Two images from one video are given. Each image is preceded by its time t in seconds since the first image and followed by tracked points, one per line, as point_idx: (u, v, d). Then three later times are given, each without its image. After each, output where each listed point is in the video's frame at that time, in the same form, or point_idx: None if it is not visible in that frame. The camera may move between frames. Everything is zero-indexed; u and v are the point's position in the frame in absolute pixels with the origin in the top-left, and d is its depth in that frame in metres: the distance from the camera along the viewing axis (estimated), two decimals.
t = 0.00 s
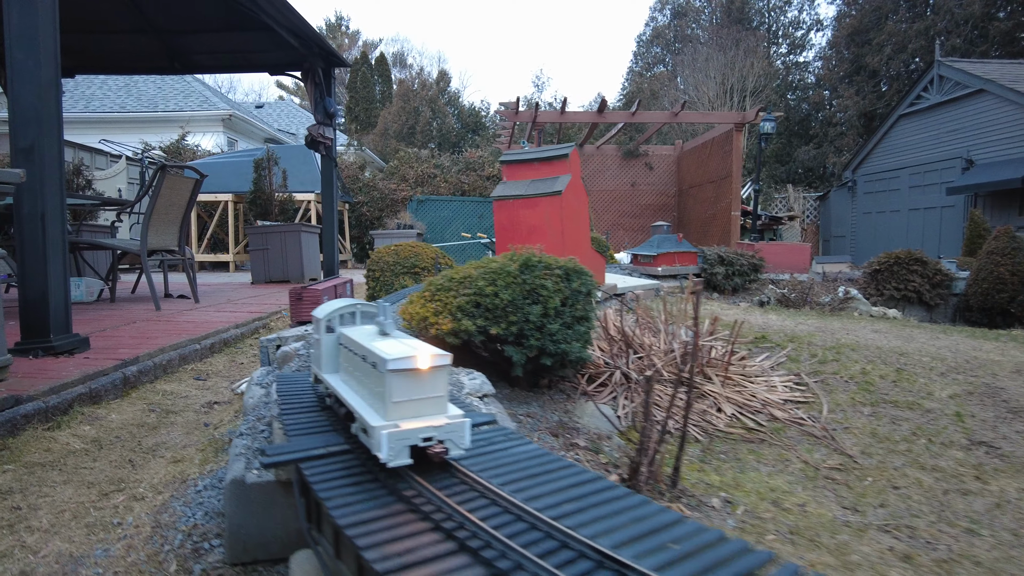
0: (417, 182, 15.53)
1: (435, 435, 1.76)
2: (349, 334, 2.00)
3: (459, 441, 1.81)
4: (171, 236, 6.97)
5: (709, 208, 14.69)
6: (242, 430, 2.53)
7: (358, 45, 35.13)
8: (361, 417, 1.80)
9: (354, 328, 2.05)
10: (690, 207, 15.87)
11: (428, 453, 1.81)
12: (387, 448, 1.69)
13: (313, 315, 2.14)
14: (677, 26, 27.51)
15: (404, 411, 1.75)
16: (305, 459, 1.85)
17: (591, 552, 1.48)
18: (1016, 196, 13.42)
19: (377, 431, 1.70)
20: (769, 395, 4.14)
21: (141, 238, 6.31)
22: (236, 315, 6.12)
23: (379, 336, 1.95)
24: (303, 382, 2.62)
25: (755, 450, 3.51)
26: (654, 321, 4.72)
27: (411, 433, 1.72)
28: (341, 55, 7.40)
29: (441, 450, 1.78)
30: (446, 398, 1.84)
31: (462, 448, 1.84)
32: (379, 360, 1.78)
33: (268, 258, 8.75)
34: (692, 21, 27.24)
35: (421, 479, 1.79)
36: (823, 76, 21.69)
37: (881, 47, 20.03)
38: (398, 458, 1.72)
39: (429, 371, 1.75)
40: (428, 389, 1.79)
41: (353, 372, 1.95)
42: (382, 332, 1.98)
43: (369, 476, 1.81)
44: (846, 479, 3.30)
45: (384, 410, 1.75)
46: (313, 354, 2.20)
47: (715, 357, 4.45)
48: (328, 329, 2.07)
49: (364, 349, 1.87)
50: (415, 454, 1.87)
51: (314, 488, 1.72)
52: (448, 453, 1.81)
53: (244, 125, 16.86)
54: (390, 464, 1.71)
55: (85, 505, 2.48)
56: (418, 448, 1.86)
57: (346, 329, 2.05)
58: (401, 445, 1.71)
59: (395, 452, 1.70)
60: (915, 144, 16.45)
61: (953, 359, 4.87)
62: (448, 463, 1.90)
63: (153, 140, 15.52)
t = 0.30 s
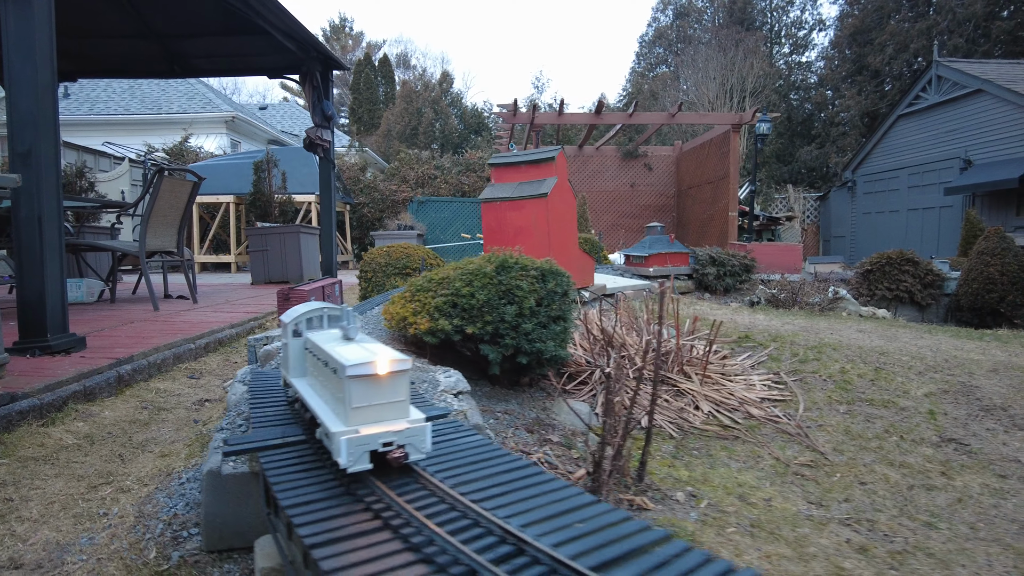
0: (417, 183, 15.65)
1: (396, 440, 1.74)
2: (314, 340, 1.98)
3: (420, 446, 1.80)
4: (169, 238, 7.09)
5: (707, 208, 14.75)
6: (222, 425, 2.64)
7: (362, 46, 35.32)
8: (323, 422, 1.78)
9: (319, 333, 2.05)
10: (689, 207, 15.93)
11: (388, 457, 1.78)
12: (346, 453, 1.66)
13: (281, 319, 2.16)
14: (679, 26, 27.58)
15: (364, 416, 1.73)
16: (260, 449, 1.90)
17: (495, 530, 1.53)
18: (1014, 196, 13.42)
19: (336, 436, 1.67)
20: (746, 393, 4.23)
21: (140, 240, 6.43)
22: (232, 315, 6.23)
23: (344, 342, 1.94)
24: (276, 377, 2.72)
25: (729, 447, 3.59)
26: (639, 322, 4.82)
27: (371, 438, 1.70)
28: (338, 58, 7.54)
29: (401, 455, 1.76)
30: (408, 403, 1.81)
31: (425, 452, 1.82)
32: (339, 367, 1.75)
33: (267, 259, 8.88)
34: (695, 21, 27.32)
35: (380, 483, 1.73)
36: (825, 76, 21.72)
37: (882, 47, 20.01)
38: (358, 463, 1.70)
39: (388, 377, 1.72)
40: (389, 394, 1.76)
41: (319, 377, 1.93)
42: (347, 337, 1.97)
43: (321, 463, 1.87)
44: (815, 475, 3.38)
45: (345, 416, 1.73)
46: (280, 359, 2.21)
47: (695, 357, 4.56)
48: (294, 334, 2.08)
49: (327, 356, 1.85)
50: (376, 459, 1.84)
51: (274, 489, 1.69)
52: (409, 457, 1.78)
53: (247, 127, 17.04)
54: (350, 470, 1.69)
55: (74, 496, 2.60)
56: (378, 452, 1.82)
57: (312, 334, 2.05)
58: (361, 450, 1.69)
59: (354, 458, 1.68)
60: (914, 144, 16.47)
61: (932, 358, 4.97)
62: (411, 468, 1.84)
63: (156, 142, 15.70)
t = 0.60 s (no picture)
0: (425, 183, 15.75)
1: (377, 445, 1.71)
2: (296, 344, 1.99)
3: (402, 451, 1.76)
4: (176, 238, 7.22)
5: (714, 208, 14.75)
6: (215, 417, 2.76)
7: (373, 46, 35.51)
8: (303, 429, 1.76)
9: (301, 337, 2.08)
10: (696, 207, 15.92)
11: (369, 463, 1.74)
12: (326, 460, 1.63)
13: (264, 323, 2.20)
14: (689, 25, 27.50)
15: (345, 421, 1.71)
16: (238, 439, 2.00)
17: (439, 511, 1.59)
18: None
19: (316, 442, 1.64)
20: (736, 392, 4.29)
21: (147, 240, 6.55)
22: (236, 314, 6.34)
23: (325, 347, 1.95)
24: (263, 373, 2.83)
25: (716, 445, 3.64)
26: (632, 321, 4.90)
27: (352, 444, 1.66)
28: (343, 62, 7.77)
29: (383, 461, 1.72)
30: (389, 408, 1.80)
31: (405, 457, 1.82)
32: (319, 372, 1.74)
33: (275, 258, 8.99)
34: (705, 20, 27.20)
35: (360, 489, 1.70)
36: (836, 75, 21.59)
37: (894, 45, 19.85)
38: (339, 469, 1.66)
39: (368, 380, 1.72)
40: (368, 399, 1.75)
41: (302, 382, 1.94)
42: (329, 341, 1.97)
43: (294, 453, 1.94)
44: (800, 472, 3.42)
45: (325, 421, 1.70)
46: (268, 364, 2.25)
47: (686, 356, 4.63)
48: (277, 336, 2.12)
49: (308, 361, 1.85)
50: (358, 467, 1.81)
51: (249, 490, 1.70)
52: (391, 463, 1.75)
53: (257, 128, 17.21)
54: (330, 476, 1.65)
55: (75, 487, 2.71)
56: (359, 460, 1.78)
57: (297, 338, 2.09)
58: (341, 457, 1.65)
59: (335, 464, 1.64)
60: (923, 144, 16.37)
61: (926, 358, 4.99)
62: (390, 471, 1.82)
63: (167, 143, 15.91)
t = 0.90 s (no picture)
0: (433, 183, 15.86)
1: (377, 438, 1.73)
2: (294, 339, 1.99)
3: (401, 444, 1.78)
4: (185, 236, 7.36)
5: (721, 208, 14.77)
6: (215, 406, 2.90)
7: (382, 47, 35.68)
8: (303, 423, 1.76)
9: (298, 332, 2.08)
10: (703, 206, 15.94)
11: (369, 456, 1.76)
12: (327, 453, 1.63)
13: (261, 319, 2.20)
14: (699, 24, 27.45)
15: (344, 415, 1.72)
16: (235, 421, 2.12)
17: (422, 491, 1.66)
18: None
19: (316, 436, 1.65)
20: (730, 387, 4.37)
21: (157, 239, 6.70)
22: (243, 310, 6.47)
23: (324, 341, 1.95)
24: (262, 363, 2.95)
25: (707, 439, 3.72)
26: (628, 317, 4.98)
27: (352, 437, 1.67)
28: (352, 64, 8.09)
29: (383, 453, 1.74)
30: (389, 401, 1.81)
31: (408, 450, 1.83)
32: (318, 365, 1.75)
33: (283, 257, 9.10)
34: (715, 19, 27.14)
35: (360, 480, 1.71)
36: (846, 74, 21.50)
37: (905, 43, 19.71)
38: (339, 462, 1.66)
39: (368, 374, 1.73)
40: (367, 393, 1.76)
41: (300, 376, 1.94)
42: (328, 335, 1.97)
43: (286, 434, 2.04)
44: (789, 465, 3.49)
45: (325, 416, 1.71)
46: (263, 358, 2.24)
47: (681, 352, 4.71)
48: (274, 332, 2.12)
49: (307, 355, 1.85)
50: (358, 459, 1.82)
51: (242, 472, 1.76)
52: (391, 456, 1.77)
53: (267, 128, 17.40)
54: (331, 469, 1.65)
55: (85, 473, 2.83)
56: (358, 453, 1.80)
57: (294, 332, 2.09)
58: (342, 450, 1.66)
59: (335, 457, 1.65)
60: (932, 143, 16.31)
61: (921, 356, 5.04)
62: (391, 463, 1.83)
63: (179, 143, 16.12)
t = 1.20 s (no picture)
0: (442, 184, 16.02)
1: (376, 441, 1.80)
2: (292, 344, 2.02)
3: (398, 446, 1.85)
4: (196, 238, 7.55)
5: (728, 209, 14.82)
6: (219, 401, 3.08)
7: (394, 48, 35.97)
8: (302, 427, 1.80)
9: (297, 337, 2.09)
10: (710, 207, 15.98)
11: (368, 458, 1.83)
12: (327, 456, 1.69)
13: (259, 324, 2.21)
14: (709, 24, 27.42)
15: (343, 419, 1.77)
16: (234, 414, 2.28)
17: (423, 496, 1.73)
18: None
19: (317, 440, 1.71)
20: (721, 386, 4.49)
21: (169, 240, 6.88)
22: (252, 310, 6.64)
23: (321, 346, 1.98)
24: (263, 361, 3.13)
25: (695, 436, 3.83)
26: (625, 317, 5.11)
27: (351, 441, 1.74)
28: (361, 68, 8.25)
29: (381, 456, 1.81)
30: (385, 405, 1.87)
31: (404, 453, 1.90)
32: (317, 371, 1.79)
33: (293, 258, 9.26)
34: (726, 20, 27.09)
35: (359, 482, 1.78)
36: (857, 74, 21.43)
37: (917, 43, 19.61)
38: (338, 466, 1.73)
39: (366, 380, 1.78)
40: (365, 397, 1.82)
41: (298, 381, 1.97)
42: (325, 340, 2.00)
43: (280, 427, 2.18)
44: (775, 463, 3.59)
45: (324, 420, 1.76)
46: (262, 362, 2.26)
47: (675, 351, 4.84)
48: (272, 337, 2.14)
49: (305, 360, 1.89)
50: (357, 461, 1.89)
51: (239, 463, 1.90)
52: (388, 458, 1.84)
53: (279, 129, 17.63)
54: (331, 472, 1.72)
55: (98, 465, 2.99)
56: (357, 455, 1.87)
57: (292, 338, 2.12)
58: (342, 453, 1.73)
59: (336, 460, 1.72)
60: (941, 144, 16.27)
61: (914, 357, 5.12)
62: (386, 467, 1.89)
63: (192, 145, 16.39)
